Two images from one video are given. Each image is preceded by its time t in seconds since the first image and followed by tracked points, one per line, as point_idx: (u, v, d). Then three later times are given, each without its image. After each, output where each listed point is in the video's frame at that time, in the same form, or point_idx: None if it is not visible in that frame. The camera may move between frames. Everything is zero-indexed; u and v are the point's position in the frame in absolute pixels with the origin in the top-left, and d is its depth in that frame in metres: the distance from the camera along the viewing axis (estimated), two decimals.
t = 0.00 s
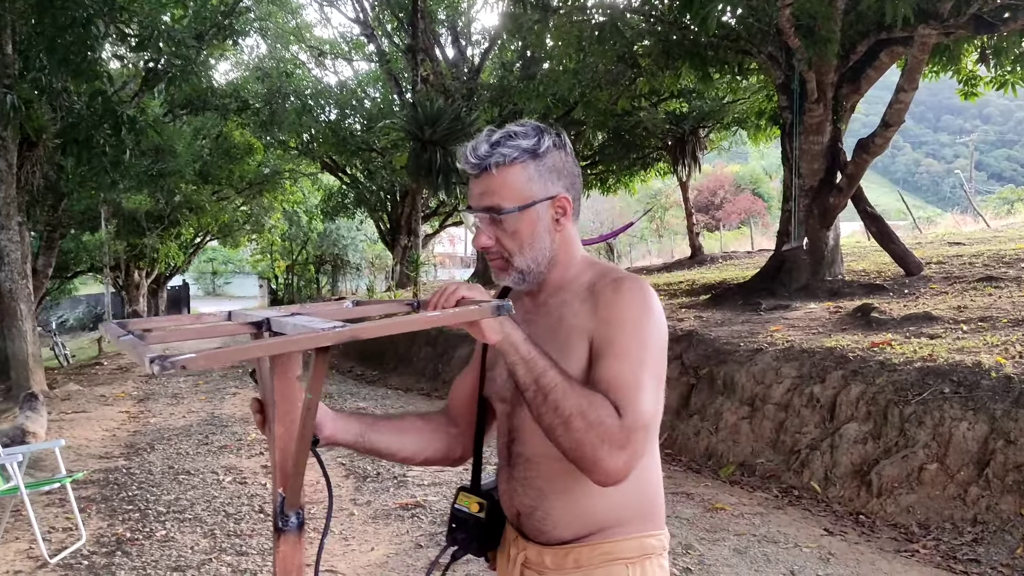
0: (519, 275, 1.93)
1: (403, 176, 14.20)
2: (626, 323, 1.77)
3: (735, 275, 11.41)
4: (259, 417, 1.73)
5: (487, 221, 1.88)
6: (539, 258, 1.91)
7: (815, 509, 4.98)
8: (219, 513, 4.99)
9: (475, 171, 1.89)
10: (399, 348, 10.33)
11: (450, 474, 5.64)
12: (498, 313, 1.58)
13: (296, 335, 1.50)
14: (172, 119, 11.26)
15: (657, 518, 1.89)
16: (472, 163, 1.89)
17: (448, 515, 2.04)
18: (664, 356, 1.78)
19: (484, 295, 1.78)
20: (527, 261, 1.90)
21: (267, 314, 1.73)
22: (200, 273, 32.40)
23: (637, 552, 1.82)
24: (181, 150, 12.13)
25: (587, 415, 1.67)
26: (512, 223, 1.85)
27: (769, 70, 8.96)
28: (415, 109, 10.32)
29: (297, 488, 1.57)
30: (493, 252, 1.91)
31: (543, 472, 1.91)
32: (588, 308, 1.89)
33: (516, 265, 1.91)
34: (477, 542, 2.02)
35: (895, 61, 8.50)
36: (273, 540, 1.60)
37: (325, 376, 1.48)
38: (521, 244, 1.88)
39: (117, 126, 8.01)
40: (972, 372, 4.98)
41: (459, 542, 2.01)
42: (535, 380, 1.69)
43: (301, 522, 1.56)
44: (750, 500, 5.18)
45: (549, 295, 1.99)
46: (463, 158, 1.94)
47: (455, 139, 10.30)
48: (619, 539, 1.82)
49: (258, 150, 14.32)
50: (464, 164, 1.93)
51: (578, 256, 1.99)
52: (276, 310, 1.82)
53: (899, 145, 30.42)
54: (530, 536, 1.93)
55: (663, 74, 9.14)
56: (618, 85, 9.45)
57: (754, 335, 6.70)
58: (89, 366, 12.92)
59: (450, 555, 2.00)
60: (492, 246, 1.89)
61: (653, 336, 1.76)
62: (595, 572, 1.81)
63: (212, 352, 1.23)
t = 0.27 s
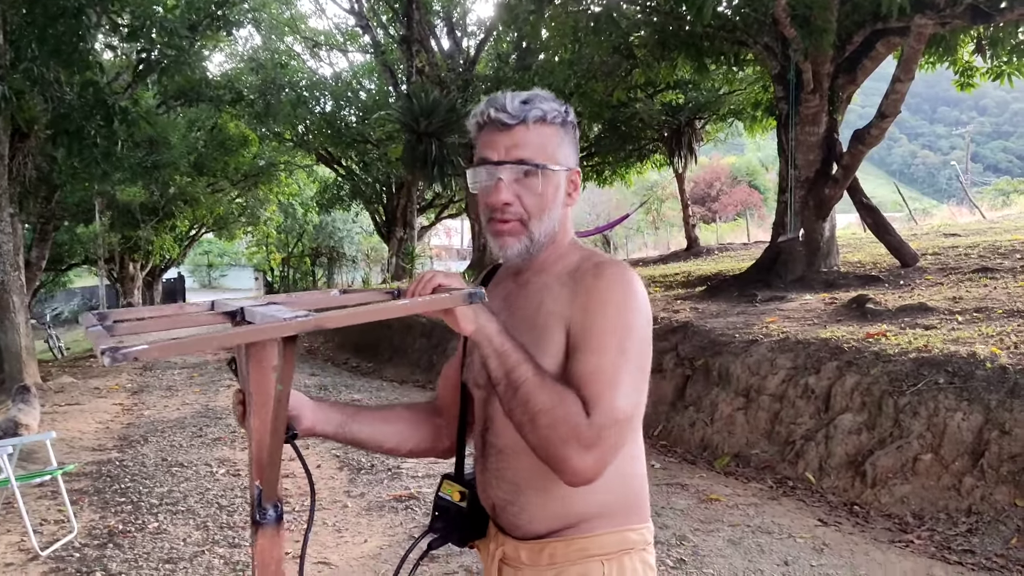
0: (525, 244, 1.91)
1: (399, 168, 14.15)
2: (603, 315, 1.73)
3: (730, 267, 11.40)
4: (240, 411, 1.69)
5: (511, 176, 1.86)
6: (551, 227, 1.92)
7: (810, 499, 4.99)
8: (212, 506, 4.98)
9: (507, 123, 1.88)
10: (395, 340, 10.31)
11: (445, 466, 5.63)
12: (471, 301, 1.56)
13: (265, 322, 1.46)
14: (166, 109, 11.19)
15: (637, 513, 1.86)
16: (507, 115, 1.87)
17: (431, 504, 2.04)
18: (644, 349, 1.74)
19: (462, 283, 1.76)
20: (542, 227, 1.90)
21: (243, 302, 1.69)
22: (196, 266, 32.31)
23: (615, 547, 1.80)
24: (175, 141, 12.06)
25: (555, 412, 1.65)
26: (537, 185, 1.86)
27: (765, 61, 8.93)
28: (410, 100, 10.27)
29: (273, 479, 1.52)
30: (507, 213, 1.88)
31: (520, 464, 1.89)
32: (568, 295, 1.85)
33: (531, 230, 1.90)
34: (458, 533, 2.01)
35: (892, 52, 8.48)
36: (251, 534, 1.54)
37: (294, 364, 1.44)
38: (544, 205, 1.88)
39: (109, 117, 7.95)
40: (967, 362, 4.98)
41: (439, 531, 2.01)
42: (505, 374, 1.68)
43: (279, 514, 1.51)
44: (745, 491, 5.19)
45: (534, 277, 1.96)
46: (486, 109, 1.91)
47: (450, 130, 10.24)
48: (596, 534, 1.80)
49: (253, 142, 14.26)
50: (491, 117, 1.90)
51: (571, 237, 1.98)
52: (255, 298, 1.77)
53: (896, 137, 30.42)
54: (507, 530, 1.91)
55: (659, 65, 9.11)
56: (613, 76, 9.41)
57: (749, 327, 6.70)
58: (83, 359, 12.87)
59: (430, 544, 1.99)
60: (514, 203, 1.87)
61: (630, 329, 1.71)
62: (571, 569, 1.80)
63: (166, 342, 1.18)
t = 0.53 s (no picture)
0: (513, 223, 1.89)
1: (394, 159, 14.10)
2: (579, 301, 1.71)
3: (725, 259, 11.39)
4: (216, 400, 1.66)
5: (506, 152, 1.86)
6: (543, 208, 1.92)
7: (802, 490, 4.99)
8: (203, 497, 4.96)
9: (505, 97, 1.87)
10: (389, 332, 10.29)
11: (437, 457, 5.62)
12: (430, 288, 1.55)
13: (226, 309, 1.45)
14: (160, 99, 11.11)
15: (623, 500, 1.85)
16: (506, 88, 1.87)
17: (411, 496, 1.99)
18: (621, 335, 1.72)
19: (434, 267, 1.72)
20: (533, 208, 1.90)
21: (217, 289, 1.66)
22: (191, 257, 32.23)
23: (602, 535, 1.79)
24: (168, 131, 12.00)
25: (526, 399, 1.62)
26: (533, 163, 1.86)
27: (761, 52, 8.90)
28: (404, 90, 10.21)
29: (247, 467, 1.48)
30: (501, 188, 1.88)
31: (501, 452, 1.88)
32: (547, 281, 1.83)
33: (521, 208, 1.89)
34: (439, 526, 1.96)
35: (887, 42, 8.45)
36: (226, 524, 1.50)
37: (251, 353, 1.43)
38: (537, 183, 1.88)
39: (100, 106, 7.87)
40: (960, 353, 4.98)
41: (418, 524, 1.96)
42: (475, 361, 1.65)
43: (253, 504, 1.47)
44: (737, 482, 5.19)
45: (515, 262, 1.94)
46: (485, 80, 1.90)
47: (445, 121, 10.17)
48: (582, 522, 1.79)
49: (247, 132, 14.20)
50: (489, 89, 1.89)
51: (558, 220, 1.97)
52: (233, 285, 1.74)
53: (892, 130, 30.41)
54: (492, 520, 1.89)
55: (655, 55, 9.07)
56: (609, 66, 9.36)
57: (744, 318, 6.69)
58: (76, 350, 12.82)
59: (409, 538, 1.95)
60: (508, 179, 1.87)
61: (605, 315, 1.69)
62: (558, 558, 1.78)
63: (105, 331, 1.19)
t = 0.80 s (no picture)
0: (508, 215, 1.88)
1: (386, 151, 14.05)
2: (579, 288, 1.74)
3: (717, 251, 11.39)
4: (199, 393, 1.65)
5: (504, 146, 1.86)
6: (534, 203, 1.92)
7: (791, 482, 5.01)
8: (191, 489, 4.95)
9: (502, 95, 1.89)
10: (380, 324, 10.27)
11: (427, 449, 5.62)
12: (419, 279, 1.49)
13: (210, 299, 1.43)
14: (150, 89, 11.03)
15: (604, 493, 1.88)
16: (503, 87, 1.89)
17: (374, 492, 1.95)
18: (617, 323, 1.76)
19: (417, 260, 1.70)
20: (526, 201, 1.90)
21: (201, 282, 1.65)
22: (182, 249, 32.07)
23: (590, 525, 1.80)
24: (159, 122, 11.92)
25: (540, 376, 1.61)
26: (529, 158, 1.87)
27: (753, 44, 8.90)
28: (396, 82, 10.16)
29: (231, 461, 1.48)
30: (497, 179, 1.86)
31: (492, 442, 1.86)
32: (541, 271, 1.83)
33: (515, 201, 1.89)
34: (405, 521, 1.93)
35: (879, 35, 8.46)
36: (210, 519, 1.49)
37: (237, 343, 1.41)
38: (532, 178, 1.88)
39: (88, 96, 7.80)
40: (949, 346, 5.01)
41: (385, 520, 1.93)
42: (482, 342, 1.61)
43: (236, 497, 1.46)
44: (727, 474, 5.20)
45: (502, 255, 1.93)
46: (483, 78, 1.92)
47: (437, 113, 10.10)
48: (570, 513, 1.80)
49: (239, 123, 14.12)
50: (486, 88, 1.91)
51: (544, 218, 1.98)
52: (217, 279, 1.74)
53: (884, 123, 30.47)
54: (478, 511, 1.86)
55: (647, 47, 9.04)
56: (601, 58, 9.34)
57: (735, 311, 6.70)
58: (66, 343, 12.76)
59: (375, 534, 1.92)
60: (506, 172, 1.86)
61: (605, 301, 1.73)
62: (551, 547, 1.77)
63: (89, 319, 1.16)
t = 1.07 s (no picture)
0: (496, 201, 1.82)
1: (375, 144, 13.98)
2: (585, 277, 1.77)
3: (705, 245, 11.42)
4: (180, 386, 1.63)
5: (494, 133, 1.82)
6: (518, 193, 1.86)
7: (776, 475, 5.05)
8: (175, 483, 4.93)
9: (495, 84, 1.90)
10: (368, 318, 10.24)
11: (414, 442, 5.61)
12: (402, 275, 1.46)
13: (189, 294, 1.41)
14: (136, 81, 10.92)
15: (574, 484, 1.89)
16: (496, 76, 1.90)
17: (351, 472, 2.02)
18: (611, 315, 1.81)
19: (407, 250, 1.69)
20: (512, 188, 1.84)
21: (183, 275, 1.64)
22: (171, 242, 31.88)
23: (561, 515, 1.80)
24: (146, 114, 11.82)
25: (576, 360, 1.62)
26: (517, 145, 1.83)
27: (741, 37, 8.91)
28: (385, 74, 10.10)
29: (212, 454, 1.46)
30: (486, 164, 1.80)
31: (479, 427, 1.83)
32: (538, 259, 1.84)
33: (503, 187, 1.82)
34: (378, 501, 1.99)
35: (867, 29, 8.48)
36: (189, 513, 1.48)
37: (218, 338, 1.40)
38: (519, 167, 1.84)
39: (72, 88, 7.70)
40: (933, 339, 5.03)
41: (357, 498, 1.99)
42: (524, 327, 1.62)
43: (216, 493, 1.45)
44: (712, 467, 5.23)
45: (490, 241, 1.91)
46: (477, 67, 1.92)
47: (425, 106, 10.06)
48: (544, 502, 1.80)
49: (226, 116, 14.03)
50: (481, 76, 1.91)
51: (526, 212, 1.93)
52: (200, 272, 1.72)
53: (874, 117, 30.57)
54: (451, 500, 1.84)
55: (636, 41, 9.03)
56: (589, 51, 9.32)
57: (722, 304, 6.71)
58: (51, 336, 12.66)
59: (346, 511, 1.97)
60: (495, 157, 1.80)
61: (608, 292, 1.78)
62: (527, 537, 1.77)
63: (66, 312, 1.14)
